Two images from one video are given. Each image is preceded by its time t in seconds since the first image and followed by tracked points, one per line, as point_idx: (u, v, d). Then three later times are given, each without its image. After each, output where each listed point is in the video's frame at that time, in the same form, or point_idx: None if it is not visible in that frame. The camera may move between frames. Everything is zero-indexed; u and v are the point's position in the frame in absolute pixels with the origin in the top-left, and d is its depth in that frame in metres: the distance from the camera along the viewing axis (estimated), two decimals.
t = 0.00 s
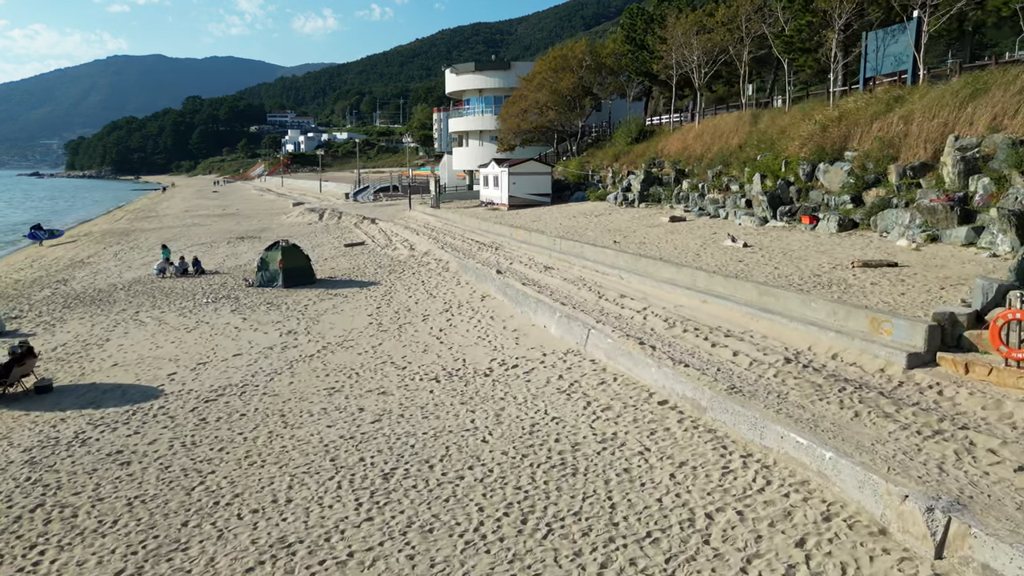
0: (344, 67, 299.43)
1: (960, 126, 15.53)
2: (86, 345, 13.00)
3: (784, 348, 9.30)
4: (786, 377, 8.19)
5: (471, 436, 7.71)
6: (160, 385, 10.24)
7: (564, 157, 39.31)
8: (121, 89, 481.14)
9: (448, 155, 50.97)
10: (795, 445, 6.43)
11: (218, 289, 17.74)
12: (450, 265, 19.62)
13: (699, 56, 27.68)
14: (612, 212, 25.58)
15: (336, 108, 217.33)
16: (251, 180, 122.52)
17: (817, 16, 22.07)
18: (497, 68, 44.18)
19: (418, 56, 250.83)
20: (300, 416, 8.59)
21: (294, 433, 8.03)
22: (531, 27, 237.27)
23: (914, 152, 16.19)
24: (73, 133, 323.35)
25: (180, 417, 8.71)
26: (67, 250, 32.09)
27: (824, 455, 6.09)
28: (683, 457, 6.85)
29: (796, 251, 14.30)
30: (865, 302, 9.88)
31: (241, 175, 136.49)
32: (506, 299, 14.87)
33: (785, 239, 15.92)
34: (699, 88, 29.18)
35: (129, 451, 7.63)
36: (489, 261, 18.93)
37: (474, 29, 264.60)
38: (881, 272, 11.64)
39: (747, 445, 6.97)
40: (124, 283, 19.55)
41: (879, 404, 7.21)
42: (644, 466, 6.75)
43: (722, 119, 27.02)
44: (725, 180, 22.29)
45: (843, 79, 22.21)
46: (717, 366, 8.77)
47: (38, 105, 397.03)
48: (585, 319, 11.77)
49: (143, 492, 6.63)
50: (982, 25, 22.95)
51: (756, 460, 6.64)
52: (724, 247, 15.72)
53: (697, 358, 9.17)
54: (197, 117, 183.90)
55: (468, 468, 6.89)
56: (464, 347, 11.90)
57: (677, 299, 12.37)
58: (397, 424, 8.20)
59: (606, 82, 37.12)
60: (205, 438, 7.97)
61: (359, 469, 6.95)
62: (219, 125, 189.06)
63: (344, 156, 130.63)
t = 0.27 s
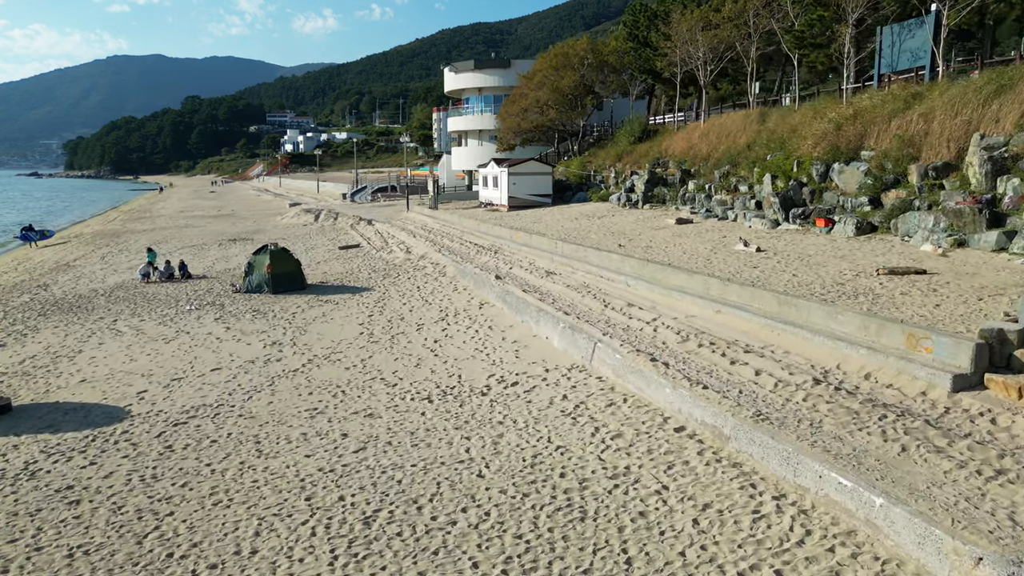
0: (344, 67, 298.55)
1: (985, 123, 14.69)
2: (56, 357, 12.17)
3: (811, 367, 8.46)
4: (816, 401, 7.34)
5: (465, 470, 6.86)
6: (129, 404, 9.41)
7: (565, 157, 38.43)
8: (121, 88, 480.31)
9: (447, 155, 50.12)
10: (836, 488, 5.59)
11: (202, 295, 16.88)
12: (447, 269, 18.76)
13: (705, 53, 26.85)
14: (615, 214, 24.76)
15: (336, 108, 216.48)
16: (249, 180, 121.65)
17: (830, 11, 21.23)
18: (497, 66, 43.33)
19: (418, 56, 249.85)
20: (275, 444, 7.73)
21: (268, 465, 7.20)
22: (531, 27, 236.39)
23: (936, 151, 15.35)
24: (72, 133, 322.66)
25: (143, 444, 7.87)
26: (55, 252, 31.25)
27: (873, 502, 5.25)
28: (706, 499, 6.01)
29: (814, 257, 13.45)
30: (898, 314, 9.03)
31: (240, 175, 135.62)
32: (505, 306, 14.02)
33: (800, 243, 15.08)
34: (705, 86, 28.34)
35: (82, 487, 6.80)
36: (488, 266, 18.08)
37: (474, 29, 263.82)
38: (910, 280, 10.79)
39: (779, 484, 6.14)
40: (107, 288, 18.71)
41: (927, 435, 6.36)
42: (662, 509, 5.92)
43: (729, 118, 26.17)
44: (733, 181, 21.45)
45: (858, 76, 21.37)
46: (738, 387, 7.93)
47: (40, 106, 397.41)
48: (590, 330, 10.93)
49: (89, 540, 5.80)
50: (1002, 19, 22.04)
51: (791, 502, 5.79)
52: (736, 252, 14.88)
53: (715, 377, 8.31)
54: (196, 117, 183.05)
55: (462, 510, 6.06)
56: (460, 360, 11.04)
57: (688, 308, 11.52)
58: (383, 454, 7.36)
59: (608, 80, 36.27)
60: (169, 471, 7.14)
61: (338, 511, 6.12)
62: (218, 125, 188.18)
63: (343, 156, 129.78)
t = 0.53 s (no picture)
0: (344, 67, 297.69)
1: (1013, 121, 13.85)
2: (22, 371, 11.34)
3: (843, 388, 7.61)
4: (854, 431, 6.51)
5: (457, 513, 6.02)
6: (90, 428, 8.57)
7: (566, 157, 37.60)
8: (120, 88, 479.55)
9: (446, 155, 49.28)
10: (892, 546, 4.76)
11: (185, 302, 16.03)
12: (444, 274, 17.91)
13: (711, 50, 26.02)
14: (619, 216, 23.93)
15: (335, 108, 215.69)
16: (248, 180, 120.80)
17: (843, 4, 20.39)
18: (496, 65, 42.49)
19: (418, 56, 248.95)
20: (245, 479, 6.87)
21: (235, 505, 6.35)
22: (531, 27, 235.60)
23: (960, 150, 14.50)
24: (72, 133, 321.91)
25: (98, 479, 7.03)
26: (42, 254, 30.40)
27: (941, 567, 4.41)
28: (737, 554, 5.17)
29: (833, 263, 12.63)
30: (937, 329, 8.19)
31: (238, 175, 134.80)
32: (505, 315, 13.18)
33: (816, 248, 14.25)
34: (711, 83, 27.52)
35: (20, 534, 5.96)
36: (486, 271, 17.23)
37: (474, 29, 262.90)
38: (944, 290, 9.95)
39: (821, 535, 5.29)
40: (87, 294, 17.87)
41: (990, 477, 5.52)
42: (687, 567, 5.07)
43: (736, 116, 25.33)
44: (742, 181, 20.61)
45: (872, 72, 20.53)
46: (764, 413, 7.09)
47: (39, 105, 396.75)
48: (596, 344, 10.09)
49: None
50: None
51: (837, 560, 4.95)
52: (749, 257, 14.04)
53: (737, 400, 7.48)
54: (195, 117, 182.23)
55: (453, 566, 5.21)
56: (455, 376, 10.19)
57: (702, 320, 10.69)
58: (366, 492, 6.52)
59: (610, 78, 35.43)
60: (122, 512, 6.30)
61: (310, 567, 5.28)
62: (217, 125, 187.35)
63: (342, 156, 128.96)
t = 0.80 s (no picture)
0: (344, 67, 296.81)
1: None
2: None
3: (883, 416, 6.80)
4: (903, 469, 5.70)
5: (449, 569, 5.20)
6: (45, 455, 7.75)
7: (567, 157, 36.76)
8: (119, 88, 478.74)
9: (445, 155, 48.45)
10: None
11: (167, 309, 15.18)
12: (441, 279, 17.08)
13: (717, 46, 25.21)
14: (622, 218, 23.12)
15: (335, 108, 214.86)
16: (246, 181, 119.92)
17: None
18: (496, 63, 41.65)
19: (418, 57, 247.99)
20: (208, 521, 6.05)
21: (193, 556, 5.53)
22: (531, 27, 234.83)
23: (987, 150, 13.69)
24: (71, 133, 321.02)
25: (43, 521, 6.21)
26: (28, 256, 29.53)
27: None
28: None
29: (855, 270, 11.81)
30: (983, 347, 7.38)
31: (237, 175, 133.95)
32: (504, 325, 12.36)
33: (835, 253, 13.44)
34: (717, 81, 26.72)
35: None
36: (485, 276, 16.41)
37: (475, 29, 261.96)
38: (982, 302, 9.14)
39: None
40: (66, 300, 17.03)
41: None
42: None
43: (744, 115, 24.51)
44: (751, 182, 19.79)
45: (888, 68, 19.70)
46: (797, 446, 6.27)
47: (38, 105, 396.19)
48: (603, 359, 9.27)
49: None
50: None
51: None
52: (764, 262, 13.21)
53: (764, 429, 6.67)
54: (193, 117, 181.36)
55: None
56: (449, 395, 9.37)
57: (717, 332, 9.87)
58: (344, 540, 5.69)
59: (613, 76, 34.62)
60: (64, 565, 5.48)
61: None
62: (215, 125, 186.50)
63: (341, 156, 128.11)
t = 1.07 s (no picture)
0: (344, 67, 295.88)
1: None
2: None
3: (934, 450, 5.98)
4: (967, 518, 4.92)
5: None
6: None
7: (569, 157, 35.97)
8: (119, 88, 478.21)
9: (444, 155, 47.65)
10: None
11: (147, 317, 14.38)
12: (437, 284, 16.28)
13: (723, 43, 24.41)
14: (626, 220, 22.34)
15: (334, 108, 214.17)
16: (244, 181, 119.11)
17: None
18: (495, 61, 40.83)
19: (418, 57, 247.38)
20: None
21: None
22: (531, 27, 234.19)
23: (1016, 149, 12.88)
24: (70, 133, 320.15)
25: None
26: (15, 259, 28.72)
27: None
28: None
29: (880, 277, 11.01)
30: None
31: (235, 176, 133.23)
32: (504, 336, 11.55)
33: (854, 258, 12.64)
34: (723, 79, 25.93)
35: None
36: (483, 282, 15.61)
37: (475, 29, 261.09)
38: None
39: None
40: (44, 306, 16.23)
41: None
42: None
43: (752, 113, 23.70)
44: (761, 183, 19.00)
45: (905, 65, 18.89)
46: (838, 487, 5.47)
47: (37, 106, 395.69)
48: (611, 376, 8.46)
49: None
50: None
51: None
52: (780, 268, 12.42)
53: (799, 464, 5.88)
54: (192, 117, 180.62)
55: None
56: (443, 415, 8.58)
57: (736, 348, 9.07)
58: None
59: (615, 74, 33.82)
60: None
61: None
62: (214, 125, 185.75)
63: (340, 156, 127.36)
